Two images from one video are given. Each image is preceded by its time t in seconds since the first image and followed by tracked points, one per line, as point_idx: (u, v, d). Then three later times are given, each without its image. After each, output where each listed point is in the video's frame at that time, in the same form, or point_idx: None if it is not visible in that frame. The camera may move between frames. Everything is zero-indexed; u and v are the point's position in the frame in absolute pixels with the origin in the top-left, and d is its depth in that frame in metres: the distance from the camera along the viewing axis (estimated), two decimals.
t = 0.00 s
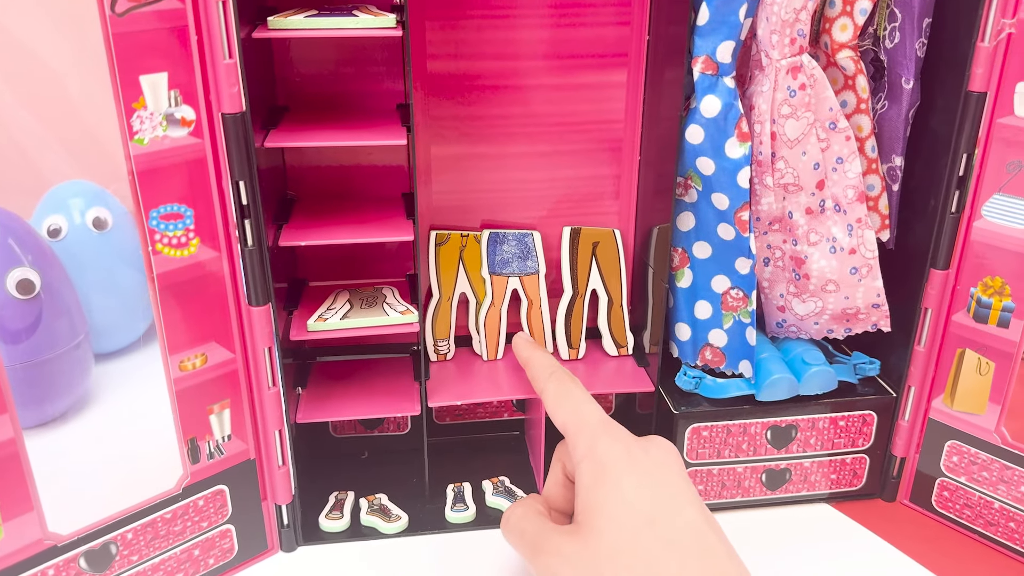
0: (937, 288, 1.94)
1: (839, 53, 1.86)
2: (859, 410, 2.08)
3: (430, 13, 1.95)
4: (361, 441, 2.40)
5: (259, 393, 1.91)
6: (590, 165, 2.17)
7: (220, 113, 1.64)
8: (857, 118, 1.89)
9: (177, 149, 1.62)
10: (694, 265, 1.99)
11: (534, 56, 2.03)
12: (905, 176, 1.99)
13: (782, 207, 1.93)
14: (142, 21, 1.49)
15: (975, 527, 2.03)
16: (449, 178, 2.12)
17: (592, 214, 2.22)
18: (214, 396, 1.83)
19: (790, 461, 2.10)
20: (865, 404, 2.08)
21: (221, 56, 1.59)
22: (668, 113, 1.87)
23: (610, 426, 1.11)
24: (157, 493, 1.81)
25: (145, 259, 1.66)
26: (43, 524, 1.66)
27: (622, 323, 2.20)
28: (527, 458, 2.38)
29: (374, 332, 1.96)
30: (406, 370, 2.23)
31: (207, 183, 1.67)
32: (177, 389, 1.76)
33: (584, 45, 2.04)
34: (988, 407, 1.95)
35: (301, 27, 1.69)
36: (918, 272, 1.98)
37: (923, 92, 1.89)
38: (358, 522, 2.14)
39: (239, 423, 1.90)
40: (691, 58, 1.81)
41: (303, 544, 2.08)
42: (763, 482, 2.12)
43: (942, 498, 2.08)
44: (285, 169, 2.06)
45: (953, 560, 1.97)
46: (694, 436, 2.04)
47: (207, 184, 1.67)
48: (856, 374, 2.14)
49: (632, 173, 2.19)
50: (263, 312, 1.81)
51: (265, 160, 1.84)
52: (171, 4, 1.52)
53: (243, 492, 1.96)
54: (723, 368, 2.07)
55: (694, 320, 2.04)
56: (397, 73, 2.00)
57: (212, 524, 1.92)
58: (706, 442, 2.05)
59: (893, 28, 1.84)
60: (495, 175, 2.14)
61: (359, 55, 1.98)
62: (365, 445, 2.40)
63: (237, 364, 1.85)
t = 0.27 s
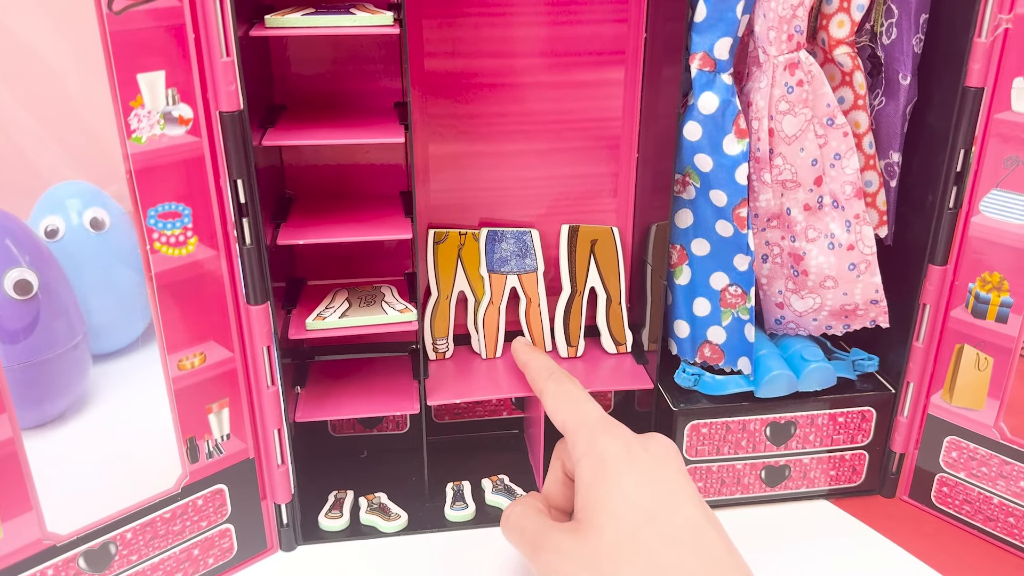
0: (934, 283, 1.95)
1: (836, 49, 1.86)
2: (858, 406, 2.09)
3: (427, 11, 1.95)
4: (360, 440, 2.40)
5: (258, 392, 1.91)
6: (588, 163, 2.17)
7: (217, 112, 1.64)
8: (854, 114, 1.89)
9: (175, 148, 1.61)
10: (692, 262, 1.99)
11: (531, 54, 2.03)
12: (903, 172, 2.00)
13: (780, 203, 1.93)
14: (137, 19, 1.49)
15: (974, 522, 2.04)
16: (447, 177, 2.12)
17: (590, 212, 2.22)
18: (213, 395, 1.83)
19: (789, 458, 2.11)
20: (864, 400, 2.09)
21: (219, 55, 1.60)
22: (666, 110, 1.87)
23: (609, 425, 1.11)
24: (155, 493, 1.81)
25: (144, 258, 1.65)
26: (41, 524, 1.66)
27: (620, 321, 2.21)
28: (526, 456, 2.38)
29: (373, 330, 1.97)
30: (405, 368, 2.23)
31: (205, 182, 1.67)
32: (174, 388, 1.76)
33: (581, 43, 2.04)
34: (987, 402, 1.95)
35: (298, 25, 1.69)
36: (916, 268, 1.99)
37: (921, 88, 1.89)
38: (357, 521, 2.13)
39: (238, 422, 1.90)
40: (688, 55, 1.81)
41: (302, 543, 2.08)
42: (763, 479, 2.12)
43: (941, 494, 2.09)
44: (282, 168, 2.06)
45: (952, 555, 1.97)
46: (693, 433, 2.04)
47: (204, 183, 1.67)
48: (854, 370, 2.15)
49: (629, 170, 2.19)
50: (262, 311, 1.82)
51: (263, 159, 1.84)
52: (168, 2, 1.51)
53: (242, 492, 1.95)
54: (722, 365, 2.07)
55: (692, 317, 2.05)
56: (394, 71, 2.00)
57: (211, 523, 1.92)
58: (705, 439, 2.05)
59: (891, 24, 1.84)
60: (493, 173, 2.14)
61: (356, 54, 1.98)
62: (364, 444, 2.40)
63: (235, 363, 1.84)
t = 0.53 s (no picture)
0: (931, 281, 1.96)
1: (833, 48, 1.86)
2: (855, 404, 2.10)
3: (424, 11, 1.95)
4: (358, 440, 2.40)
5: (257, 392, 1.91)
6: (585, 163, 2.17)
7: (215, 112, 1.64)
8: (851, 113, 1.90)
9: (173, 148, 1.62)
10: (690, 262, 2.00)
11: (529, 54, 2.04)
12: (900, 170, 2.00)
13: (778, 202, 1.94)
14: (134, 20, 1.49)
15: (972, 520, 2.04)
16: (445, 177, 2.13)
17: (588, 211, 2.23)
18: (211, 395, 1.83)
19: (787, 456, 2.11)
20: (861, 399, 2.09)
21: (216, 55, 1.60)
22: (664, 110, 1.88)
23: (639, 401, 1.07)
24: (155, 493, 1.81)
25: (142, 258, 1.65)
26: (41, 524, 1.66)
27: (618, 320, 2.21)
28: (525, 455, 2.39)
29: (372, 330, 1.97)
30: (404, 368, 2.23)
31: (203, 182, 1.68)
32: (173, 388, 1.77)
33: (578, 43, 2.04)
34: (985, 400, 1.96)
35: (295, 26, 1.69)
36: (913, 266, 1.99)
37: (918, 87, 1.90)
38: (356, 521, 2.14)
39: (237, 422, 1.90)
40: (686, 55, 1.82)
41: (302, 543, 2.08)
42: (761, 477, 2.12)
43: (939, 492, 2.09)
44: (280, 169, 2.06)
45: (950, 553, 1.98)
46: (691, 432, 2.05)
47: (202, 184, 1.68)
48: (852, 369, 2.15)
49: (627, 170, 2.19)
50: (260, 311, 1.82)
51: (261, 159, 1.84)
52: (165, 3, 1.52)
53: (241, 492, 1.95)
54: (721, 365, 2.07)
55: (690, 316, 2.05)
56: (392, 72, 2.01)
57: (210, 524, 1.92)
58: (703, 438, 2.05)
59: (887, 23, 1.85)
60: (491, 172, 2.15)
61: (353, 54, 1.98)
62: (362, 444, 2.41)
63: (234, 363, 1.85)
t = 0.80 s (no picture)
0: (929, 281, 1.96)
1: (830, 49, 1.87)
2: (853, 404, 2.10)
3: (422, 12, 1.95)
4: (357, 441, 2.40)
5: (256, 393, 1.91)
6: (583, 163, 2.18)
7: (214, 113, 1.65)
8: (848, 113, 1.90)
9: (172, 150, 1.62)
10: (688, 262, 2.00)
11: (526, 55, 2.04)
12: (898, 171, 2.00)
13: (776, 202, 1.94)
14: (133, 22, 1.49)
15: (970, 519, 2.04)
16: (443, 178, 2.13)
17: (587, 212, 2.23)
18: (210, 397, 1.83)
19: (785, 456, 2.11)
20: (859, 399, 2.10)
21: (214, 57, 1.61)
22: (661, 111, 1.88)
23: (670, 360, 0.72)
24: (154, 494, 1.81)
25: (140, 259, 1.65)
26: (40, 526, 1.66)
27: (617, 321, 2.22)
28: (524, 456, 2.39)
29: (370, 331, 1.98)
30: (402, 369, 2.23)
31: (201, 183, 1.68)
32: (172, 389, 1.77)
33: (576, 44, 2.05)
34: (983, 399, 1.96)
35: (294, 27, 1.70)
36: (911, 266, 2.00)
37: (916, 87, 1.90)
38: (355, 522, 2.14)
39: (236, 423, 1.90)
40: (683, 56, 1.83)
41: (301, 544, 2.08)
42: (760, 477, 2.12)
43: (937, 492, 2.10)
44: (278, 170, 2.07)
45: (948, 552, 1.98)
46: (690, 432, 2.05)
47: (201, 185, 1.68)
48: (850, 369, 2.15)
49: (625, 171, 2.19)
50: (259, 312, 1.83)
51: (259, 160, 1.84)
52: (164, 5, 1.52)
53: (240, 494, 1.96)
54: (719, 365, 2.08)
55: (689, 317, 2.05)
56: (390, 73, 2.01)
57: (209, 525, 1.92)
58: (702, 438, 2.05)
59: (884, 24, 1.85)
60: (489, 173, 2.15)
61: (352, 55, 1.98)
62: (361, 445, 2.41)
63: (233, 364, 1.85)
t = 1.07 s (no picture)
0: (930, 282, 1.96)
1: (831, 49, 1.86)
2: (855, 405, 2.10)
3: (423, 13, 1.95)
4: (358, 442, 2.40)
5: (257, 395, 1.91)
6: (584, 164, 2.18)
7: (215, 114, 1.64)
8: (849, 114, 1.90)
9: (173, 151, 1.62)
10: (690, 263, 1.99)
11: (527, 56, 2.04)
12: (898, 172, 2.01)
13: (777, 203, 1.94)
14: (133, 23, 1.49)
15: (971, 520, 2.05)
16: (444, 179, 2.13)
17: (587, 212, 2.23)
18: (211, 398, 1.83)
19: (786, 457, 2.11)
20: (861, 399, 2.10)
21: (216, 58, 1.60)
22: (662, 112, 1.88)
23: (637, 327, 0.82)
24: (155, 495, 1.81)
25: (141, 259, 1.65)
26: (41, 527, 1.65)
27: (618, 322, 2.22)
28: (525, 456, 2.39)
29: (372, 332, 1.97)
30: (403, 370, 2.23)
31: (202, 184, 1.68)
32: (173, 391, 1.77)
33: (577, 44, 2.05)
34: (984, 400, 1.96)
35: (294, 28, 1.70)
36: (912, 267, 2.00)
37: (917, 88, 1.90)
38: (356, 523, 2.14)
39: (237, 424, 1.90)
40: (685, 56, 1.83)
41: (301, 545, 2.08)
42: (761, 478, 2.11)
43: (938, 492, 2.10)
44: (280, 171, 2.07)
45: (950, 552, 1.98)
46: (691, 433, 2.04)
47: (202, 186, 1.68)
48: (851, 370, 2.14)
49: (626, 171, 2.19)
50: (260, 313, 1.82)
51: (261, 161, 1.84)
52: (165, 6, 1.52)
53: (241, 495, 1.96)
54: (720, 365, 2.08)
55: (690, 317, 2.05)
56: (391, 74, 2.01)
57: (210, 526, 1.92)
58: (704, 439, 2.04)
59: (885, 25, 1.85)
60: (490, 174, 2.15)
61: (352, 56, 1.98)
62: (362, 446, 2.41)
63: (234, 366, 1.85)
